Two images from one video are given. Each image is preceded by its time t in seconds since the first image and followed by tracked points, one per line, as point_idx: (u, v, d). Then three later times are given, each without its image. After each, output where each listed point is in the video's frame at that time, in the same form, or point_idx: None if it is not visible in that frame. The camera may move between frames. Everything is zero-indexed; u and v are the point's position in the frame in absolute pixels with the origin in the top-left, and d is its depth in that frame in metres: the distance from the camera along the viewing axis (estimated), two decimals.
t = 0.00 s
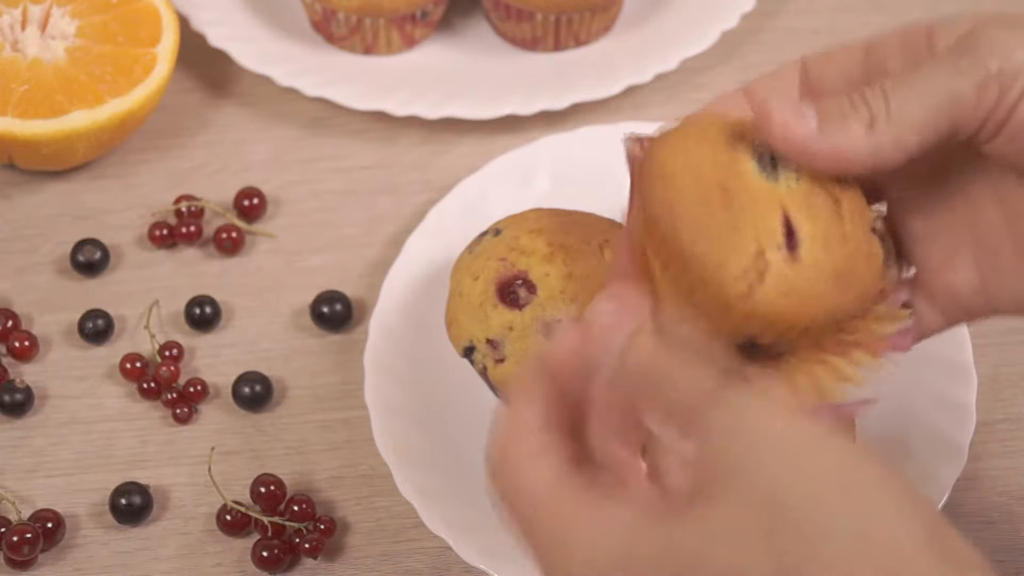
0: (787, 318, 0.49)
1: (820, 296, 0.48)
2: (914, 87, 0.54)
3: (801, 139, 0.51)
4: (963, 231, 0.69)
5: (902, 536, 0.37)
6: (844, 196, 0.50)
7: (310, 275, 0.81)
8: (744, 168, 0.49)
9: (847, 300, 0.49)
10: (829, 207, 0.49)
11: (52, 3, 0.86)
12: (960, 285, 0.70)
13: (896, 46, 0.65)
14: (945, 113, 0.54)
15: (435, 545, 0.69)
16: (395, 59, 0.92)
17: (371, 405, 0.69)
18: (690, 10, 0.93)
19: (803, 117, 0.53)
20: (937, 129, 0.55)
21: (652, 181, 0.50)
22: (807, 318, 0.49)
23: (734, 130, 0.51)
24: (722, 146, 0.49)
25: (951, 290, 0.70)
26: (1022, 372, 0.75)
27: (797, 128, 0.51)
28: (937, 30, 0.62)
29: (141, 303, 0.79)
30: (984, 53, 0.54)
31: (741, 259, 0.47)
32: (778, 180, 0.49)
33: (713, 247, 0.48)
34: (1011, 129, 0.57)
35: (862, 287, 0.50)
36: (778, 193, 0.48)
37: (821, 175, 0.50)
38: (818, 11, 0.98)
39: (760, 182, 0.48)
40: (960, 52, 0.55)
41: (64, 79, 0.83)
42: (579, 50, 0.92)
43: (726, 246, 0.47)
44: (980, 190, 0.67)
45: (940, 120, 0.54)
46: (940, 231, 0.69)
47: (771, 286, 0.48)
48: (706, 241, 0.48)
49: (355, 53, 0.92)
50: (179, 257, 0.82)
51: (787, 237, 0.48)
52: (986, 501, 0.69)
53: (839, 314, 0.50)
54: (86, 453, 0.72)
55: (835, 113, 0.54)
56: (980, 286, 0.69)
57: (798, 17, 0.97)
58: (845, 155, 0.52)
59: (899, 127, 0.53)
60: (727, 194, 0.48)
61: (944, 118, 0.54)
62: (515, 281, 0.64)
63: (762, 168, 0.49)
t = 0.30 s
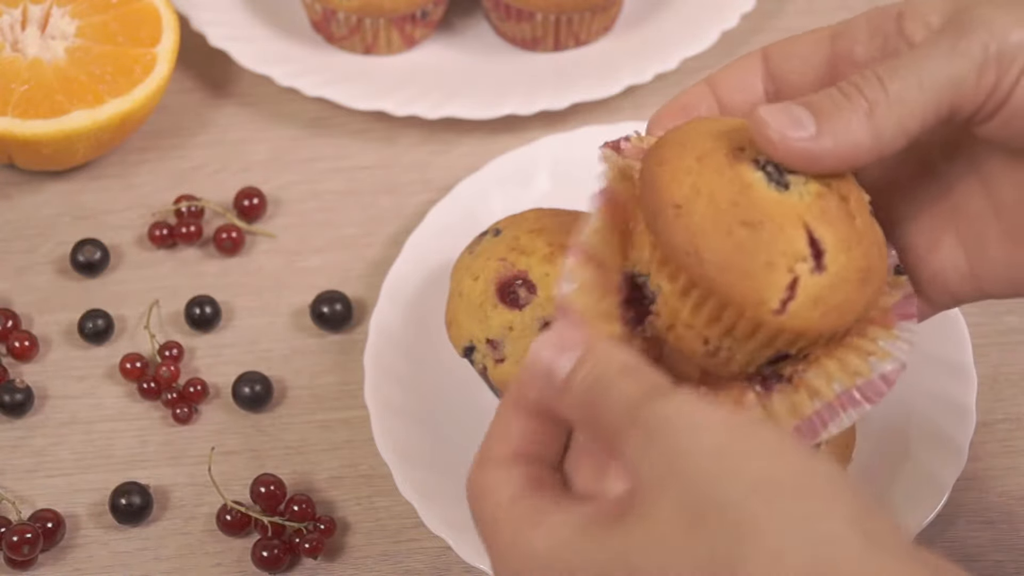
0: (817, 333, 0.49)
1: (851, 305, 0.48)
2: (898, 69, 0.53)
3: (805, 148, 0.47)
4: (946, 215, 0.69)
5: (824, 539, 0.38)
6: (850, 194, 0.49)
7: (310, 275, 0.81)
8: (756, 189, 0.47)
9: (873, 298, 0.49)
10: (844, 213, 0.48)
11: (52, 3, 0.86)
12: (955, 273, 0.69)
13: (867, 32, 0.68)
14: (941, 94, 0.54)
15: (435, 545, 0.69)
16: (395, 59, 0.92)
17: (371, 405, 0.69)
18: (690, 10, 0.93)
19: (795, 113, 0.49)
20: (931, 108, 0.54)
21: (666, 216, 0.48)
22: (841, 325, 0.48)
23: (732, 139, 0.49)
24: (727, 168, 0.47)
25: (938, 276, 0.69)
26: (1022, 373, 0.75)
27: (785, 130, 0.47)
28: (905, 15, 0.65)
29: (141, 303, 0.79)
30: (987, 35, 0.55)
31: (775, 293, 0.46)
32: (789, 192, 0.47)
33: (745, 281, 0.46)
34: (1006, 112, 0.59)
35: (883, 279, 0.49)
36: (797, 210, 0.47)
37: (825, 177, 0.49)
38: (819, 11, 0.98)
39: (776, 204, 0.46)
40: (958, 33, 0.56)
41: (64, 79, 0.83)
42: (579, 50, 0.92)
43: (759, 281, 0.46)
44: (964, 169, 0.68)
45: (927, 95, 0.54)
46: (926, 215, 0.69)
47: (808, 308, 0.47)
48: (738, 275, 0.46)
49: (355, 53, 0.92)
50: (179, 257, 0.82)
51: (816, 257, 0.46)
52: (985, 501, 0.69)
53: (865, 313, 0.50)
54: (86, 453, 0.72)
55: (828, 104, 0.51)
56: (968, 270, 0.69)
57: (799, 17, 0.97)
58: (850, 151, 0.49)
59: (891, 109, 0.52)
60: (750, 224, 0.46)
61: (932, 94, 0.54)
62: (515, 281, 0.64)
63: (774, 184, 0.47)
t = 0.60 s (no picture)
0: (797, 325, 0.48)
1: (829, 296, 0.47)
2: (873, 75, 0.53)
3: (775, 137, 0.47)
4: (927, 224, 0.69)
5: None
6: (824, 189, 0.48)
7: (311, 275, 0.81)
8: (726, 185, 0.46)
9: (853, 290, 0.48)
10: (817, 205, 0.47)
11: (52, 3, 0.86)
12: (939, 283, 0.68)
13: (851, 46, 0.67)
14: (916, 99, 0.54)
15: (435, 545, 0.69)
16: (395, 59, 0.92)
17: (372, 405, 0.69)
18: (690, 10, 0.93)
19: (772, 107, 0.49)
20: (906, 112, 0.54)
21: (638, 214, 0.48)
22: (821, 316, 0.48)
23: (702, 139, 0.49)
24: (697, 165, 0.47)
25: (921, 286, 0.68)
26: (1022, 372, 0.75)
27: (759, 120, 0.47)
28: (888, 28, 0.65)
29: (141, 304, 0.79)
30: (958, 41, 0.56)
31: (751, 286, 0.46)
32: (760, 187, 0.47)
33: (719, 275, 0.46)
34: (980, 113, 0.59)
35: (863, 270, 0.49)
36: (771, 203, 0.46)
37: (798, 170, 0.48)
38: (819, 11, 0.98)
39: (747, 197, 0.46)
40: (929, 37, 0.56)
41: (64, 79, 0.83)
42: (579, 50, 0.92)
43: (733, 274, 0.46)
44: (940, 176, 0.68)
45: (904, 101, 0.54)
46: (905, 226, 0.69)
47: (784, 299, 0.46)
48: (711, 269, 0.46)
49: (355, 53, 0.92)
50: (179, 257, 0.82)
51: (789, 250, 0.46)
52: (986, 501, 0.69)
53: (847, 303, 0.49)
54: (86, 453, 0.72)
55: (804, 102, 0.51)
56: (951, 279, 0.68)
57: (799, 17, 0.97)
58: (826, 151, 0.49)
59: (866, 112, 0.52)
60: (722, 218, 0.46)
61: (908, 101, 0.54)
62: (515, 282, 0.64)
63: (744, 179, 0.46)
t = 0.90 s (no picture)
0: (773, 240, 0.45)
1: (801, 204, 0.45)
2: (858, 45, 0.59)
3: (743, 86, 0.56)
4: (938, 239, 0.68)
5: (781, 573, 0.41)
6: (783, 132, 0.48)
7: (310, 275, 0.81)
8: (680, 125, 0.46)
9: (829, 205, 0.46)
10: (770, 131, 0.47)
11: (52, 4, 0.86)
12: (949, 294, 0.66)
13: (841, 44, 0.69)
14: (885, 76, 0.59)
15: (435, 545, 0.69)
16: (395, 59, 0.92)
17: (372, 405, 0.69)
18: (690, 10, 0.93)
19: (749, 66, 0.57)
20: (875, 88, 0.59)
21: (599, 166, 0.47)
22: (798, 228, 0.45)
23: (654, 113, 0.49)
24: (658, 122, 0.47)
25: (935, 302, 0.67)
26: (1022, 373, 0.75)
27: (736, 75, 0.56)
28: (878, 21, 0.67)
29: (141, 303, 0.79)
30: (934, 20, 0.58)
31: (711, 189, 0.44)
32: (713, 121, 0.47)
33: (677, 185, 0.44)
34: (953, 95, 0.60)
35: (839, 197, 0.47)
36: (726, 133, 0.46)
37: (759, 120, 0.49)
38: (819, 11, 0.98)
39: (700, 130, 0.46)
40: (907, 20, 0.59)
41: (64, 79, 0.83)
42: (579, 50, 0.92)
43: (700, 184, 0.44)
44: (941, 180, 0.68)
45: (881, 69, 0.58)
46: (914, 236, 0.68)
47: (752, 202, 0.44)
48: (675, 187, 0.44)
49: (355, 53, 0.91)
50: (179, 257, 0.82)
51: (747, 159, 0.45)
52: (986, 501, 0.69)
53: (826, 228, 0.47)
54: (86, 453, 0.72)
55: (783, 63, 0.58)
56: (963, 294, 0.66)
57: (799, 17, 0.97)
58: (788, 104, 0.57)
59: (838, 76, 0.58)
60: (677, 143, 0.45)
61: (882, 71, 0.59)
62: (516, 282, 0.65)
63: (697, 119, 0.46)
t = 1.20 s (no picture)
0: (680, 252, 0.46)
1: (708, 224, 0.45)
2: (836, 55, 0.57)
3: (724, 92, 0.53)
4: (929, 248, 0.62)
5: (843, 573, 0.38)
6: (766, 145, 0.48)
7: (310, 275, 0.81)
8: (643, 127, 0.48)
9: (749, 226, 0.45)
10: (724, 147, 0.47)
11: (52, 3, 0.86)
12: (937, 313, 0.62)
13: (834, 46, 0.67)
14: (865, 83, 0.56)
15: (435, 545, 0.69)
16: (395, 59, 0.92)
17: (372, 405, 0.69)
18: (690, 10, 0.93)
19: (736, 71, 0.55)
20: (855, 98, 0.57)
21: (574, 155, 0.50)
22: (705, 245, 0.46)
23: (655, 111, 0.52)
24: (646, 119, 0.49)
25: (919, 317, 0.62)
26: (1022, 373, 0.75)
27: (719, 82, 0.53)
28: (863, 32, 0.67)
29: (141, 304, 0.79)
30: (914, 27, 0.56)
31: (625, 195, 0.46)
32: (676, 128, 0.48)
33: (604, 190, 0.47)
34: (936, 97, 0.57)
35: (782, 219, 0.46)
36: (683, 138, 0.47)
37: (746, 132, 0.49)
38: (820, 11, 0.98)
39: (660, 132, 0.47)
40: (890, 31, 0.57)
41: (64, 79, 0.83)
42: (579, 50, 0.92)
43: (612, 189, 0.47)
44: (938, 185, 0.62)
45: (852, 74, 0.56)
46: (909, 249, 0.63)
47: (656, 217, 0.46)
48: (595, 190, 0.47)
49: (355, 53, 0.92)
50: (179, 257, 0.82)
51: (670, 173, 0.46)
52: (986, 501, 0.69)
53: (751, 249, 0.46)
54: (86, 453, 0.72)
55: (770, 70, 0.56)
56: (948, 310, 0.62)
57: (799, 17, 0.97)
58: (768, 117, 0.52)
59: (818, 87, 0.55)
60: (623, 147, 0.47)
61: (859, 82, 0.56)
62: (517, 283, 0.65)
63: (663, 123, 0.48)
